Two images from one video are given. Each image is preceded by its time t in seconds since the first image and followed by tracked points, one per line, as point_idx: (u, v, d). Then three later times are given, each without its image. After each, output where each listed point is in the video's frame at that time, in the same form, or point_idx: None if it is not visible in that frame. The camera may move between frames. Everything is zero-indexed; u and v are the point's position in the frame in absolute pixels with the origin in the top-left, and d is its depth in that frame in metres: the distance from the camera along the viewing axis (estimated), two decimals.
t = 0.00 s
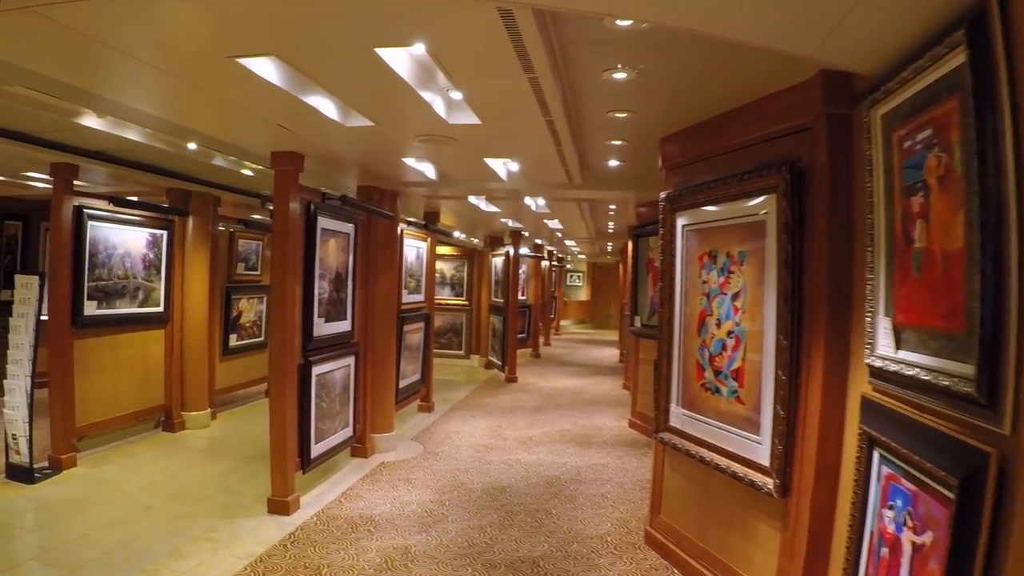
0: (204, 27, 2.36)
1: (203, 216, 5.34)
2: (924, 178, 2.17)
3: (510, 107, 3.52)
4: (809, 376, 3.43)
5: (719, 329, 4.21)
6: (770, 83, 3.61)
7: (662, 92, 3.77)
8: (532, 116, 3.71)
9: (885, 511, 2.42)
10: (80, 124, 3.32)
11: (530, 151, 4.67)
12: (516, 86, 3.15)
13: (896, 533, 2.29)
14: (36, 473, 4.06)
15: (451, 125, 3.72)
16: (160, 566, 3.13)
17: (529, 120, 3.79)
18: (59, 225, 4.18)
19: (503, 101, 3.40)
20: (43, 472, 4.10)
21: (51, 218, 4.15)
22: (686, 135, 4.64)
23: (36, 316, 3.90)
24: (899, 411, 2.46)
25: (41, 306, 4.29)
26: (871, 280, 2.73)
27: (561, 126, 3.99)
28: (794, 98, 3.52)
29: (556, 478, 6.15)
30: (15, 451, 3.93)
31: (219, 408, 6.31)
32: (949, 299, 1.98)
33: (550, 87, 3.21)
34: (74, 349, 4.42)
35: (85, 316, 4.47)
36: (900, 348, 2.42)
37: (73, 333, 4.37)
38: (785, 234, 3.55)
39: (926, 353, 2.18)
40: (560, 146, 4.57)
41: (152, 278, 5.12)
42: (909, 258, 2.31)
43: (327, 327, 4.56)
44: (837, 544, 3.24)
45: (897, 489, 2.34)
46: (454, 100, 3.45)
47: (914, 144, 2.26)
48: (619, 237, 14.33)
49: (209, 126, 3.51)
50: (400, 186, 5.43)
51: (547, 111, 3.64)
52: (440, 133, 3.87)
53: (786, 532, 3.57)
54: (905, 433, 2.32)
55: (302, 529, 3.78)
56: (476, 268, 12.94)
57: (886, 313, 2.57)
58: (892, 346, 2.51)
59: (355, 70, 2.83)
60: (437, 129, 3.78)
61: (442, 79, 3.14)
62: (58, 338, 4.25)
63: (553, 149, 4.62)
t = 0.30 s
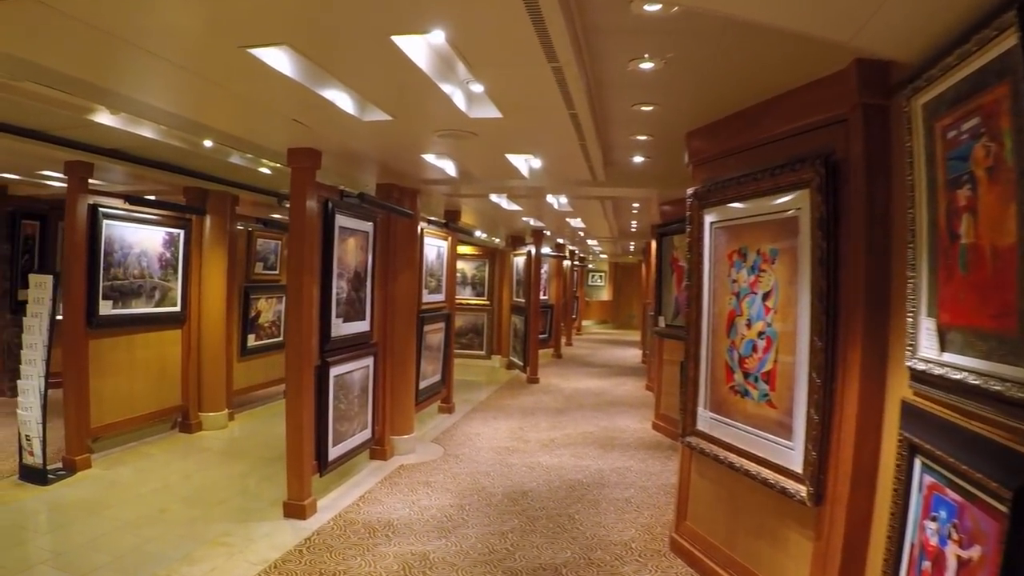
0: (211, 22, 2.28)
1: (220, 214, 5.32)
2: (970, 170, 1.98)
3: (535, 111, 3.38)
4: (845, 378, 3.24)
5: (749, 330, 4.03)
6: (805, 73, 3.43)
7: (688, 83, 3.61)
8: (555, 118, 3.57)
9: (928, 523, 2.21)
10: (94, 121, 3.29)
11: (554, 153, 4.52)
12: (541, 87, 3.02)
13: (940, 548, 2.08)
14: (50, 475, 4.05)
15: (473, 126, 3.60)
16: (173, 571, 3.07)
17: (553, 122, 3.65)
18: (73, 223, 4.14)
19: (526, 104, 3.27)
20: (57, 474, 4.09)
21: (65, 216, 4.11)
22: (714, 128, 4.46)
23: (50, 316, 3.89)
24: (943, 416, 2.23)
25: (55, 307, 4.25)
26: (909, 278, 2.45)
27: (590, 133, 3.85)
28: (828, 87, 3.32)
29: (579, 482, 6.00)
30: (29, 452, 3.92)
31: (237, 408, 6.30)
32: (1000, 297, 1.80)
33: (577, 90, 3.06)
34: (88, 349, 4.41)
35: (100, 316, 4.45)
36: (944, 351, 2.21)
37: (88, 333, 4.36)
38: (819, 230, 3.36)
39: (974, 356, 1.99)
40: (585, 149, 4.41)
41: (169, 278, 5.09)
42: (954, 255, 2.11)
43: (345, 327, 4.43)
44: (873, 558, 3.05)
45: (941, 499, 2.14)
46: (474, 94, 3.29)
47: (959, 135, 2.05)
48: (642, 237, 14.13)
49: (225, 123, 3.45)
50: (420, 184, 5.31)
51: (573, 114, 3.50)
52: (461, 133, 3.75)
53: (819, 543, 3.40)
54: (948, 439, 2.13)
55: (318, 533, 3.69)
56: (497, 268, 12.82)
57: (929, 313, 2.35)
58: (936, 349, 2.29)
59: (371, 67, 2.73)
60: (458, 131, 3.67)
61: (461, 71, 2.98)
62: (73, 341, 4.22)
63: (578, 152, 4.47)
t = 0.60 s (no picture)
0: (217, 13, 2.13)
1: (235, 213, 5.27)
2: None
3: (560, 106, 3.20)
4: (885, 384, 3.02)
5: (783, 333, 3.81)
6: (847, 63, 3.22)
7: (721, 74, 3.40)
8: (581, 115, 3.38)
9: (976, 540, 1.99)
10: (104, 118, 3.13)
11: (577, 150, 4.34)
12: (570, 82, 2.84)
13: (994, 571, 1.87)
14: (60, 479, 3.99)
15: (495, 123, 3.43)
16: None
17: (578, 119, 3.47)
18: (84, 221, 4.07)
19: (551, 100, 3.09)
20: (67, 478, 4.03)
21: (76, 215, 4.04)
22: (745, 122, 4.25)
23: (60, 317, 3.83)
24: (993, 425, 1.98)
25: (66, 308, 4.18)
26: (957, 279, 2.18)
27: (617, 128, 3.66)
28: (869, 77, 3.09)
29: (600, 488, 5.80)
30: (38, 456, 3.86)
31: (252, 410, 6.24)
32: None
33: (606, 83, 2.88)
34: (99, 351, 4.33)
35: (110, 317, 4.37)
36: (996, 357, 1.96)
37: (98, 334, 4.29)
38: (857, 228, 3.13)
39: None
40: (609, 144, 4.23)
41: (183, 278, 5.04)
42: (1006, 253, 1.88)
43: (361, 329, 4.27)
44: None
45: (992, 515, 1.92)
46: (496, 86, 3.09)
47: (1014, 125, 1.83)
48: (662, 237, 13.93)
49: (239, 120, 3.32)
50: (438, 182, 5.17)
51: (599, 109, 3.30)
52: (481, 131, 3.58)
53: (856, 557, 3.18)
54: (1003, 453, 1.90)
55: (332, 542, 3.55)
56: (516, 267, 12.67)
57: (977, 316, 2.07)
58: (988, 355, 2.01)
59: (387, 60, 2.57)
60: (478, 129, 3.52)
61: (482, 61, 2.78)
62: (83, 343, 4.12)
63: (601, 149, 4.29)
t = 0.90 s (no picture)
0: (222, 8, 2.00)
1: (251, 213, 5.22)
2: None
3: (586, 104, 3.02)
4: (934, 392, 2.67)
5: (820, 338, 3.53)
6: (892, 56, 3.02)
7: (755, 65, 3.20)
8: (607, 113, 3.21)
9: None
10: (114, 115, 3.03)
11: (602, 148, 4.16)
12: (601, 74, 2.66)
13: None
14: (71, 483, 3.93)
15: (518, 123, 3.27)
16: None
17: (605, 118, 3.29)
18: (96, 221, 4.01)
19: (577, 98, 2.92)
20: (79, 482, 3.97)
21: (88, 214, 3.98)
22: (778, 117, 4.00)
23: (71, 319, 3.77)
24: None
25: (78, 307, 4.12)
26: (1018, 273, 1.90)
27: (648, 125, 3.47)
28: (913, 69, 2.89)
29: (624, 495, 5.55)
30: (49, 460, 3.80)
31: (267, 413, 6.16)
32: None
33: (637, 79, 2.69)
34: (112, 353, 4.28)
35: (124, 319, 4.31)
36: None
37: (110, 336, 4.23)
38: (902, 229, 2.87)
39: None
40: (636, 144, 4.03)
41: (197, 279, 4.98)
42: None
43: (379, 331, 4.10)
44: None
45: None
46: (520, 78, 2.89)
47: None
48: (684, 237, 13.69)
49: (252, 119, 3.22)
50: (458, 181, 5.02)
51: (629, 107, 3.12)
52: (503, 131, 3.42)
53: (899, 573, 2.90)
54: None
55: (350, 551, 3.39)
56: (536, 267, 12.50)
57: None
58: None
59: (405, 55, 2.42)
60: (499, 129, 3.36)
61: (507, 50, 2.58)
62: (96, 343, 4.07)
63: (626, 147, 4.10)
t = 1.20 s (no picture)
0: (227, 1, 1.90)
1: (266, 212, 5.17)
2: None
3: (611, 95, 2.87)
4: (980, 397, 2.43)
5: (855, 338, 3.20)
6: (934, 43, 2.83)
7: (786, 54, 3.03)
8: (632, 105, 3.06)
9: None
10: (123, 110, 2.96)
11: (624, 144, 4.01)
12: (627, 64, 2.51)
13: None
14: (81, 486, 3.88)
15: (539, 116, 3.12)
16: None
17: (630, 110, 3.14)
18: (107, 218, 3.93)
19: (601, 89, 2.77)
20: (90, 485, 3.92)
21: (99, 211, 3.91)
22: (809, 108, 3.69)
23: (80, 319, 3.71)
24: None
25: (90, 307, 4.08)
26: None
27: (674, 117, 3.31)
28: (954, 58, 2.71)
29: (647, 499, 5.27)
30: (58, 463, 3.76)
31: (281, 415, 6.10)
32: None
33: (665, 67, 2.53)
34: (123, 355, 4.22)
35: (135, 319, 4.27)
36: None
37: (122, 335, 4.19)
38: (944, 222, 2.56)
39: None
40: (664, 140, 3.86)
41: (210, 279, 4.94)
42: None
43: (395, 332, 3.97)
44: None
45: None
46: (541, 66, 2.73)
47: None
48: (705, 237, 13.49)
49: (268, 117, 3.13)
50: (476, 178, 4.89)
51: (656, 98, 2.96)
52: (523, 125, 3.28)
53: None
54: None
55: (365, 558, 3.28)
56: (555, 267, 12.35)
57: None
58: None
59: (419, 45, 2.29)
60: (518, 123, 3.23)
61: (529, 36, 2.42)
62: (107, 342, 4.02)
63: (651, 142, 3.94)
